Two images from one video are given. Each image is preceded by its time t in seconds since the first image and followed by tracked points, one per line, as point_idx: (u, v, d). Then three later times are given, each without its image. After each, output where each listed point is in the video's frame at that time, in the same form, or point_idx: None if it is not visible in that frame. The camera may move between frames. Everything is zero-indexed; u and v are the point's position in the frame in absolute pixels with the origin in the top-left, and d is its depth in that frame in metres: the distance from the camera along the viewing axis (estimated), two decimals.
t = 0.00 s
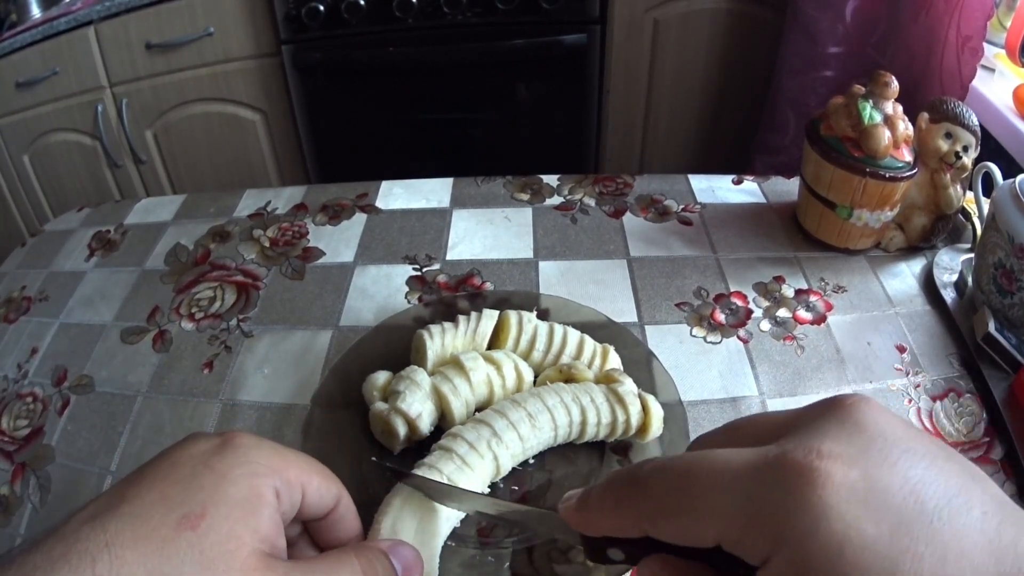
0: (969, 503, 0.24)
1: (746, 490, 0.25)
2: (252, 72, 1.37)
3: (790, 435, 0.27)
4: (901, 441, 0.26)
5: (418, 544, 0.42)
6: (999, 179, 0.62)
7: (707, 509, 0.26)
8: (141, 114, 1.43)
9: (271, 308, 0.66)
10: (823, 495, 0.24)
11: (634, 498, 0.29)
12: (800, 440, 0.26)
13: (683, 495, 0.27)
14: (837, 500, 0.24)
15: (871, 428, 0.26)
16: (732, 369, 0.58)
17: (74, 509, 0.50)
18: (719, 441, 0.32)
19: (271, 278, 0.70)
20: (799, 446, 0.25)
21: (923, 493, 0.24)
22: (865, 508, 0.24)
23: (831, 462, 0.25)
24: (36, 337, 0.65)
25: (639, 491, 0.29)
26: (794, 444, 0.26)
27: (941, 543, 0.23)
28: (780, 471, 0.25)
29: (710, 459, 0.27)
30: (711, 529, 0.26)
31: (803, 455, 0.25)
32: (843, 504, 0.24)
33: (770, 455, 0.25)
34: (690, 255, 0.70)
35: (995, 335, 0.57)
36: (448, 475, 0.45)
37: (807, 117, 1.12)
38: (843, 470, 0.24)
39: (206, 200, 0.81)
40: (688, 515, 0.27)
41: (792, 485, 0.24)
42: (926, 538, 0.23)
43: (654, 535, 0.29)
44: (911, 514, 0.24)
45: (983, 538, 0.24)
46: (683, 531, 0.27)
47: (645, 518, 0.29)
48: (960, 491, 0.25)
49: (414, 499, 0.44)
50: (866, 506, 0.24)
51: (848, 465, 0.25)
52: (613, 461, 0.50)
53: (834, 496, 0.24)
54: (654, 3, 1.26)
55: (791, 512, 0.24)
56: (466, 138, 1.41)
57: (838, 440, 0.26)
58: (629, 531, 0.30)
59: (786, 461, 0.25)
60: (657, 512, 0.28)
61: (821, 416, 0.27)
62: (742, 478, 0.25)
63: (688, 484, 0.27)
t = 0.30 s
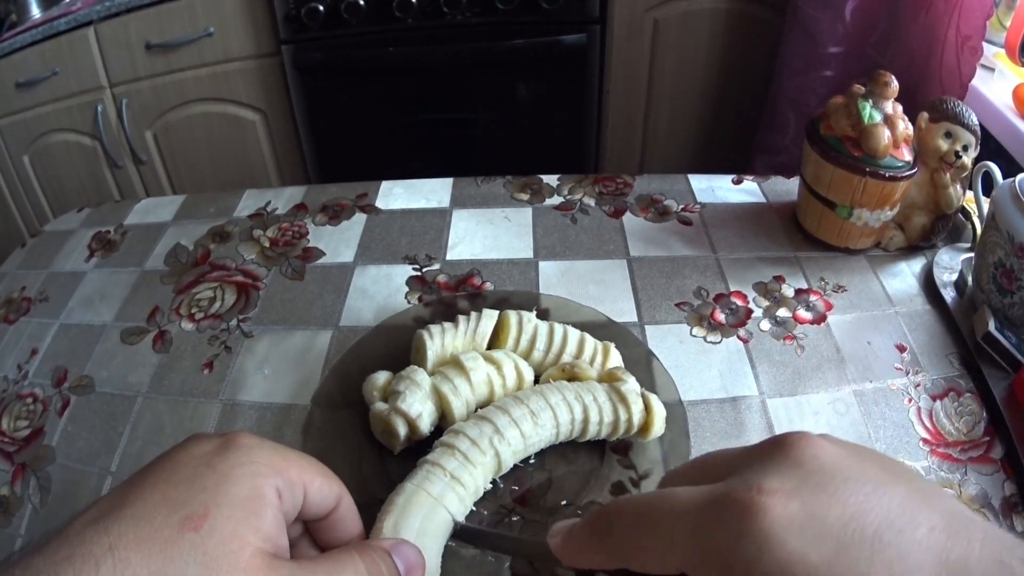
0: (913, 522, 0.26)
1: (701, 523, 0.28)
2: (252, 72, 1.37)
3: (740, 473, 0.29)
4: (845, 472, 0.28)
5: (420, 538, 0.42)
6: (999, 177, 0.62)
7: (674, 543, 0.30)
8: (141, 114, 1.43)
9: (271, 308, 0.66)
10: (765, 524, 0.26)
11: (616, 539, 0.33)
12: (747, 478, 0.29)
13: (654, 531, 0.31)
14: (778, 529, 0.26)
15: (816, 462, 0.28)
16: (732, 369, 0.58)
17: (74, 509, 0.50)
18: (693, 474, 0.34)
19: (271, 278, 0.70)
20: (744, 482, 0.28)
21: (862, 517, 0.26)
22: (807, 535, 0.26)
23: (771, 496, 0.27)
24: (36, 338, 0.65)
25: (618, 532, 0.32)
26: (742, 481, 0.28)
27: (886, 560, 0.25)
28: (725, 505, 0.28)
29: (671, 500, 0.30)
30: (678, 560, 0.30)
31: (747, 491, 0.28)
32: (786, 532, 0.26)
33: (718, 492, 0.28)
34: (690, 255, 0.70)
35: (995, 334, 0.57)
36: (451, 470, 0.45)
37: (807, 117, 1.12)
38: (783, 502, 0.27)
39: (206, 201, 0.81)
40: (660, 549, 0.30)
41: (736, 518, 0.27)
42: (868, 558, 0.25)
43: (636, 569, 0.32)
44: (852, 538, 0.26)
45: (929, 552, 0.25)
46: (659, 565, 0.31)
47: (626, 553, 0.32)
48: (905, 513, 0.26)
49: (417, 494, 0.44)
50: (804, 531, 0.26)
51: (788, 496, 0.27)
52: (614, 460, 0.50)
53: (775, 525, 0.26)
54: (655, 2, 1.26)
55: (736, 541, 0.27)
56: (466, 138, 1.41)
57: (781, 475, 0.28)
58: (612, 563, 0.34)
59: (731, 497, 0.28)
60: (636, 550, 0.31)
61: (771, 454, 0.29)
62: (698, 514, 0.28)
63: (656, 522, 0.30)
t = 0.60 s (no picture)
0: None
1: (893, 393, 0.28)
2: (252, 72, 1.37)
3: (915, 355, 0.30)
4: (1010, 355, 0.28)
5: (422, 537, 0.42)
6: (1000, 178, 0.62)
7: (854, 419, 0.29)
8: (141, 114, 1.43)
9: (271, 308, 0.66)
10: (963, 384, 0.26)
11: (766, 428, 0.32)
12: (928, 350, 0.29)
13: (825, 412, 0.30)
14: (975, 391, 0.26)
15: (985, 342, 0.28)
16: (733, 369, 0.58)
17: (75, 509, 0.50)
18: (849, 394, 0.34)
19: (271, 278, 0.70)
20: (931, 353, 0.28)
21: None
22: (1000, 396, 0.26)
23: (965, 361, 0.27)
24: (36, 338, 0.65)
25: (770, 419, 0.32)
26: (925, 353, 0.28)
27: None
28: (920, 373, 0.28)
29: (848, 377, 0.30)
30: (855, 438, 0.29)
31: (936, 361, 0.28)
32: (981, 391, 0.26)
33: (908, 364, 0.28)
34: (690, 255, 0.70)
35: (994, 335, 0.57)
36: (452, 469, 0.45)
37: (807, 118, 1.12)
38: (975, 367, 0.27)
39: (206, 200, 0.81)
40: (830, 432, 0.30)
41: (933, 381, 0.27)
42: None
43: (793, 462, 0.31)
44: None
45: None
46: (826, 447, 0.30)
47: (785, 445, 0.31)
48: None
49: (418, 494, 0.44)
50: (1000, 395, 0.26)
51: (977, 364, 0.27)
52: (614, 460, 0.50)
53: (972, 385, 0.26)
54: (655, 3, 1.26)
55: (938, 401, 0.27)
56: (466, 138, 1.41)
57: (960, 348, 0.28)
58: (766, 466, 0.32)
59: (927, 365, 0.28)
60: (798, 435, 0.31)
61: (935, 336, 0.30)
62: (885, 384, 0.28)
63: (830, 404, 0.30)
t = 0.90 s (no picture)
0: (979, 495, 0.24)
1: (768, 482, 0.26)
2: (252, 72, 1.37)
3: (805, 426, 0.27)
4: (917, 432, 0.26)
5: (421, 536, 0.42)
6: (1000, 178, 0.62)
7: (729, 503, 0.27)
8: (141, 114, 1.43)
9: (271, 308, 0.66)
10: (844, 485, 0.24)
11: (655, 489, 0.29)
12: (821, 429, 0.26)
13: (703, 492, 0.27)
14: (859, 488, 0.24)
15: (886, 418, 0.26)
16: (733, 369, 0.58)
17: (74, 509, 0.50)
18: (744, 430, 0.32)
19: (271, 278, 0.70)
20: (819, 435, 0.26)
21: (937, 482, 0.24)
22: (886, 497, 0.24)
23: (852, 451, 0.25)
24: (36, 337, 0.65)
25: (657, 478, 0.29)
26: (815, 433, 0.26)
27: (952, 532, 0.24)
28: (799, 460, 0.25)
29: (731, 449, 0.27)
30: (735, 520, 0.27)
31: (824, 446, 0.25)
32: (864, 493, 0.24)
33: (791, 446, 0.26)
34: (690, 255, 0.70)
35: (995, 335, 0.57)
36: (451, 470, 0.45)
37: (807, 118, 1.12)
38: (863, 459, 0.25)
39: (207, 200, 0.81)
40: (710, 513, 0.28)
41: (811, 476, 0.25)
42: (939, 524, 0.24)
43: (679, 524, 0.29)
44: (929, 504, 0.24)
45: (992, 528, 0.24)
46: (705, 520, 0.28)
47: (668, 512, 0.29)
48: (969, 484, 0.25)
49: (416, 495, 0.44)
50: (884, 493, 0.24)
51: (867, 453, 0.25)
52: (614, 460, 0.50)
53: (855, 485, 0.24)
54: (655, 3, 1.26)
55: (816, 500, 0.24)
56: (466, 138, 1.41)
57: (856, 428, 0.26)
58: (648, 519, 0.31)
59: (809, 451, 0.25)
60: (681, 503, 0.28)
61: (838, 408, 0.27)
62: (764, 469, 0.26)
63: (707, 480, 0.27)
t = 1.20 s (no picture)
0: (971, 493, 0.25)
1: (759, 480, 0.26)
2: (252, 72, 1.37)
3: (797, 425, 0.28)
4: (908, 433, 0.27)
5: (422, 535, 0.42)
6: (1000, 178, 0.62)
7: (720, 501, 0.27)
8: (141, 114, 1.43)
9: (271, 308, 0.66)
10: (834, 483, 0.25)
11: (648, 488, 0.30)
12: (811, 429, 0.27)
13: (694, 490, 0.28)
14: (849, 488, 0.25)
15: (877, 419, 0.27)
16: (733, 369, 0.58)
17: (75, 509, 0.50)
18: (736, 429, 0.32)
19: (271, 278, 0.70)
20: (808, 435, 0.26)
21: (928, 482, 0.25)
22: (875, 495, 0.25)
23: (842, 451, 0.25)
24: (36, 338, 0.65)
25: (650, 477, 0.29)
26: (805, 433, 0.27)
27: (942, 529, 0.24)
28: (790, 459, 0.26)
29: (723, 448, 0.27)
30: (726, 517, 0.27)
31: (814, 445, 0.26)
32: (853, 493, 0.25)
33: (781, 445, 0.26)
34: (690, 255, 0.70)
35: (995, 335, 0.57)
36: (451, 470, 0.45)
37: (807, 118, 1.12)
38: (853, 459, 0.25)
39: (207, 200, 0.81)
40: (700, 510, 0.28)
41: (802, 476, 0.25)
42: (929, 523, 0.24)
43: (670, 522, 0.29)
44: (918, 503, 0.25)
45: (983, 525, 0.25)
46: (696, 519, 0.28)
47: (659, 510, 0.29)
48: (960, 483, 0.25)
49: (416, 495, 0.44)
50: (873, 492, 0.25)
51: (857, 453, 0.25)
52: (614, 460, 0.50)
53: (845, 485, 0.25)
54: (655, 3, 1.26)
55: (806, 497, 0.25)
56: (466, 137, 1.41)
57: (845, 429, 0.26)
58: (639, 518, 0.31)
59: (799, 451, 0.26)
60: (673, 502, 0.29)
61: (831, 409, 0.28)
62: (755, 467, 0.26)
63: (698, 480, 0.28)
